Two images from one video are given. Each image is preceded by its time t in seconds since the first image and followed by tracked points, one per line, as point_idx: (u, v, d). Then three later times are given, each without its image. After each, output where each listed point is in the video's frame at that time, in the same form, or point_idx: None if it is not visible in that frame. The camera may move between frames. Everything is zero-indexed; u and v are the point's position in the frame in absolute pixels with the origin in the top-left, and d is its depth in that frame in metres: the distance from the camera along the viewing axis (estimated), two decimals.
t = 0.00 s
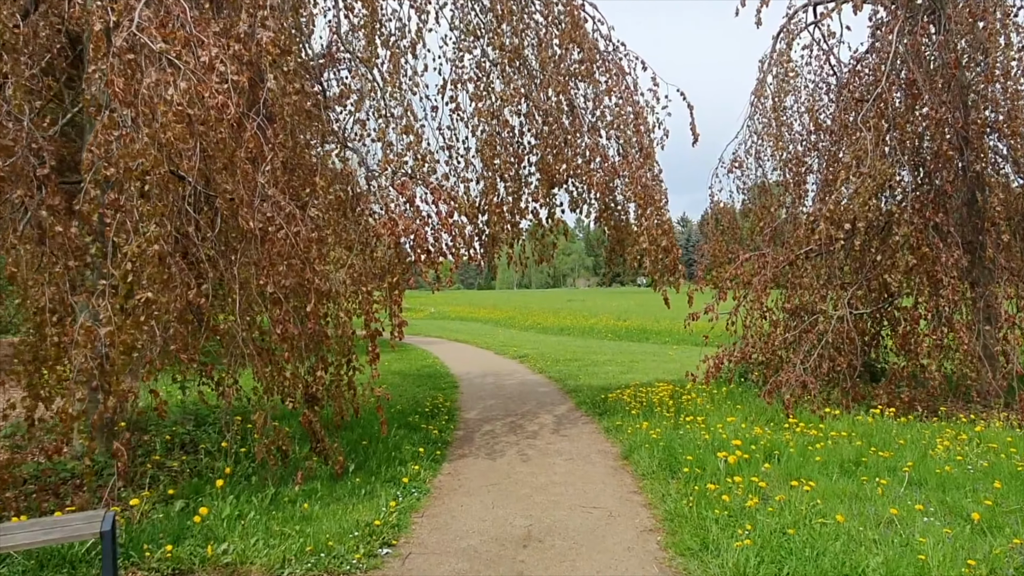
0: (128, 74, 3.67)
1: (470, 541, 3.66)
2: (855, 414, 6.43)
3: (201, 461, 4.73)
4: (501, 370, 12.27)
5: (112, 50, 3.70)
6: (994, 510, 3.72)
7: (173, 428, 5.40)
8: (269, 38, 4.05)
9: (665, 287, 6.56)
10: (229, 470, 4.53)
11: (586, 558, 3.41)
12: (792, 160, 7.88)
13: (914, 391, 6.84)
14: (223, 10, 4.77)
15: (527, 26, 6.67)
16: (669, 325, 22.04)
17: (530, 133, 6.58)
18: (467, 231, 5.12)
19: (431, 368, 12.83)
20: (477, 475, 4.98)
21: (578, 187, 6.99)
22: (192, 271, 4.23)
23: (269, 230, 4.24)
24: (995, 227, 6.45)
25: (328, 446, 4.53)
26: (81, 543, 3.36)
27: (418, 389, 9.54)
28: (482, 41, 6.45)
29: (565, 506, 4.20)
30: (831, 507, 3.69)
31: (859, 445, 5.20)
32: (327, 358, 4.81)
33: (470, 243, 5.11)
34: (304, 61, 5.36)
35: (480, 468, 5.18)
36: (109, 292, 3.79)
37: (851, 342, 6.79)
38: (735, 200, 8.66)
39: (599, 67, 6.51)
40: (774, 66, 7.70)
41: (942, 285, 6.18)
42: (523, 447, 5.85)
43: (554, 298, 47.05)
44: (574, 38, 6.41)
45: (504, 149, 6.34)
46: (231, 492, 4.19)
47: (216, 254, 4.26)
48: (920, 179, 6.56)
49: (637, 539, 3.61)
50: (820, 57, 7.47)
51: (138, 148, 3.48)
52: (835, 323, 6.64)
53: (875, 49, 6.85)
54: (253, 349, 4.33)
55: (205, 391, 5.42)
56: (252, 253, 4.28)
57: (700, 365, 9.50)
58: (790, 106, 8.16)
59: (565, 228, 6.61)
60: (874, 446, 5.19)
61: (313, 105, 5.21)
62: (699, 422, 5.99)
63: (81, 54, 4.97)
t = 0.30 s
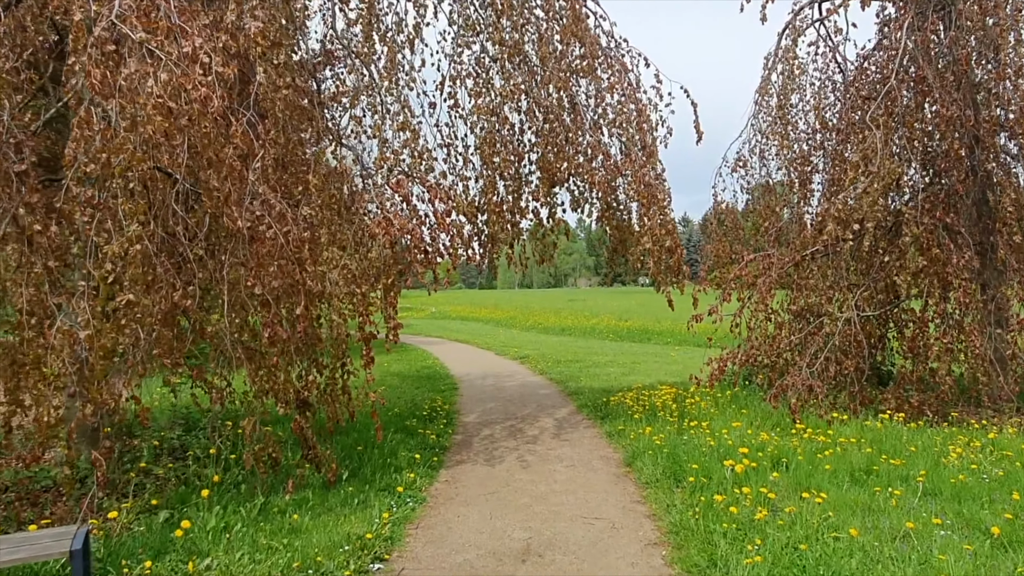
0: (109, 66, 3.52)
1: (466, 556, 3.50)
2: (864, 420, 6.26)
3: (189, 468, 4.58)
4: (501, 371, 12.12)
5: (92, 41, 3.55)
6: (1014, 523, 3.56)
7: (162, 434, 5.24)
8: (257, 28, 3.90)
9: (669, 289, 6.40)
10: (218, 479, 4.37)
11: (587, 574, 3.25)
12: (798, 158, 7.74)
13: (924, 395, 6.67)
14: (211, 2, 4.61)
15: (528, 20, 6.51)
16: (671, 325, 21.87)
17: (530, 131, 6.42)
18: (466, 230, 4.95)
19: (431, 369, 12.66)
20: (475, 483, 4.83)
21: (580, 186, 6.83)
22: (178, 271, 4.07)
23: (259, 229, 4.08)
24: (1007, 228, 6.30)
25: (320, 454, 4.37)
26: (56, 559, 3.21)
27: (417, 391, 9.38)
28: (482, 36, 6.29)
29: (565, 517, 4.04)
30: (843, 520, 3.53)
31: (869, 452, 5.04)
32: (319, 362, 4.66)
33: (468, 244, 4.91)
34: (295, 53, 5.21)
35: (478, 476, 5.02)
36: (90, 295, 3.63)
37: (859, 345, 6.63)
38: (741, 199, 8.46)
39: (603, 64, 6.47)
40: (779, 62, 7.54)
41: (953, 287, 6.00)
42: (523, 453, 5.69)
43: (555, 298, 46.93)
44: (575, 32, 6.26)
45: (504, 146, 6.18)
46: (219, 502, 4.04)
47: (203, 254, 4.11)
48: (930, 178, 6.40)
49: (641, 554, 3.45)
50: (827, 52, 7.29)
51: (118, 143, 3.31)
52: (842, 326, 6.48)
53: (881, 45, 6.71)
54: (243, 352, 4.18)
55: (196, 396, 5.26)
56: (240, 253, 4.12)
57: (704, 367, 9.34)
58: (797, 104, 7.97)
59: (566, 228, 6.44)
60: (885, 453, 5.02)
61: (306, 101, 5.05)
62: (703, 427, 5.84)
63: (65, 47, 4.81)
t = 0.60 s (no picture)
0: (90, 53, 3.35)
1: (464, 569, 3.34)
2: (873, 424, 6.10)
3: (178, 474, 4.42)
4: (501, 372, 11.95)
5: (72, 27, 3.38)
6: None
7: (151, 438, 5.08)
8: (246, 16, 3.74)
9: (674, 289, 6.24)
10: (206, 486, 4.21)
11: None
12: (803, 155, 7.58)
13: (935, 399, 6.50)
14: None
15: (529, 13, 6.34)
16: (672, 326, 21.71)
17: (532, 127, 6.27)
18: (465, 228, 4.78)
19: (430, 370, 12.49)
20: (474, 490, 4.66)
21: (582, 184, 6.67)
22: (165, 270, 3.92)
23: (248, 226, 3.91)
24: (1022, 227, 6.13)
25: (312, 460, 4.20)
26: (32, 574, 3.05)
27: (415, 393, 9.22)
28: (482, 29, 6.13)
29: (567, 527, 3.87)
30: (860, 532, 3.37)
31: (882, 458, 4.87)
32: (312, 365, 4.50)
33: (468, 242, 4.75)
34: (291, 47, 5.05)
35: (477, 483, 4.85)
36: (69, 295, 3.47)
37: (868, 348, 6.47)
38: (747, 198, 8.25)
39: (606, 58, 6.29)
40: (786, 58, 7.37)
41: (966, 288, 5.84)
42: (524, 458, 5.53)
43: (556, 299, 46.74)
44: (578, 25, 6.11)
45: (505, 142, 6.02)
46: (206, 512, 3.88)
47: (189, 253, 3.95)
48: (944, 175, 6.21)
49: (648, 567, 3.29)
50: (835, 48, 7.11)
51: (98, 134, 3.15)
52: (851, 328, 6.32)
53: (889, 41, 6.56)
54: (232, 355, 4.01)
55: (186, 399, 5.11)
56: (229, 251, 3.96)
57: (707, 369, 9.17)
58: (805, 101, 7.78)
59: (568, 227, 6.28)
60: (898, 460, 4.85)
61: (300, 94, 4.89)
62: (709, 432, 5.68)
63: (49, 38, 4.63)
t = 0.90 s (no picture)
0: (72, 37, 3.19)
1: None
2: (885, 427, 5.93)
3: (167, 479, 4.24)
4: (500, 374, 11.78)
5: (53, 10, 3.22)
6: None
7: (140, 442, 4.91)
8: None
9: (680, 288, 6.07)
10: (195, 492, 4.04)
11: None
12: (811, 152, 7.42)
13: (948, 402, 6.34)
14: None
15: (532, 4, 6.19)
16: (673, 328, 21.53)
17: (534, 122, 6.11)
18: (466, 224, 4.61)
19: (428, 372, 12.32)
20: (475, 496, 4.49)
21: (585, 181, 6.51)
22: (152, 267, 3.74)
23: (240, 220, 3.74)
24: None
25: (307, 465, 4.03)
26: None
27: (414, 395, 9.04)
28: (483, 21, 5.97)
29: (573, 535, 3.70)
30: (883, 542, 3.20)
31: (898, 463, 4.70)
32: (306, 366, 4.32)
33: (469, 238, 4.58)
34: (286, 38, 4.88)
35: (478, 488, 4.67)
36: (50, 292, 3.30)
37: (879, 349, 6.31)
38: (752, 196, 8.08)
39: (611, 50, 6.13)
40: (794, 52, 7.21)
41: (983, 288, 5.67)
42: (526, 462, 5.35)
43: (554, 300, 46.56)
44: (582, 17, 5.95)
45: (506, 137, 5.86)
46: (195, 519, 3.70)
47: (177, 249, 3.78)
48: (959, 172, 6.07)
49: None
50: (844, 42, 6.96)
51: (78, 120, 2.97)
52: (861, 328, 6.16)
53: (902, 34, 6.41)
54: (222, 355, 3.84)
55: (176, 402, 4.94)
56: (219, 247, 3.79)
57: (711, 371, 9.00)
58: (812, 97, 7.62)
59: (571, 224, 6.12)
60: (914, 464, 4.69)
61: (295, 85, 4.72)
62: (716, 435, 5.51)
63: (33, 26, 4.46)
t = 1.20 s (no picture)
0: (52, 21, 3.02)
1: None
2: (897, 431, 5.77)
3: (155, 485, 4.07)
4: (501, 374, 11.60)
5: None
6: None
7: (128, 445, 4.73)
8: None
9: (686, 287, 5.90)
10: (184, 498, 3.87)
11: None
12: (820, 148, 7.25)
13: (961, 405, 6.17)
14: None
15: None
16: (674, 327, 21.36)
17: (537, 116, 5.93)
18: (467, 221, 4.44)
19: (427, 371, 12.14)
20: (476, 502, 4.32)
21: (589, 177, 6.33)
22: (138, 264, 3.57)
23: (230, 216, 3.57)
24: None
25: (301, 472, 3.86)
26: None
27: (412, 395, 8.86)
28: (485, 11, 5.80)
29: (578, 546, 3.53)
30: (906, 557, 3.05)
31: (914, 469, 4.54)
32: (300, 367, 4.15)
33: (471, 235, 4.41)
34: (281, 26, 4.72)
35: (479, 494, 4.50)
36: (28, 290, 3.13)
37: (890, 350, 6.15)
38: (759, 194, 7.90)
39: (616, 42, 5.96)
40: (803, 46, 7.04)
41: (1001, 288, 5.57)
42: (528, 466, 5.19)
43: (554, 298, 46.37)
44: (586, 8, 5.78)
45: (508, 131, 5.68)
46: (182, 528, 3.54)
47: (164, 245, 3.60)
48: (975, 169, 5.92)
49: None
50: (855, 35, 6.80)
51: (57, 108, 2.80)
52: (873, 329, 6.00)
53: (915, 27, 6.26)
54: (212, 357, 3.66)
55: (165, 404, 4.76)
56: (208, 243, 3.61)
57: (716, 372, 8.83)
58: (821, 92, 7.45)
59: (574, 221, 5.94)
60: (931, 471, 4.53)
61: (290, 76, 4.55)
62: (724, 439, 5.34)
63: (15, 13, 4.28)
